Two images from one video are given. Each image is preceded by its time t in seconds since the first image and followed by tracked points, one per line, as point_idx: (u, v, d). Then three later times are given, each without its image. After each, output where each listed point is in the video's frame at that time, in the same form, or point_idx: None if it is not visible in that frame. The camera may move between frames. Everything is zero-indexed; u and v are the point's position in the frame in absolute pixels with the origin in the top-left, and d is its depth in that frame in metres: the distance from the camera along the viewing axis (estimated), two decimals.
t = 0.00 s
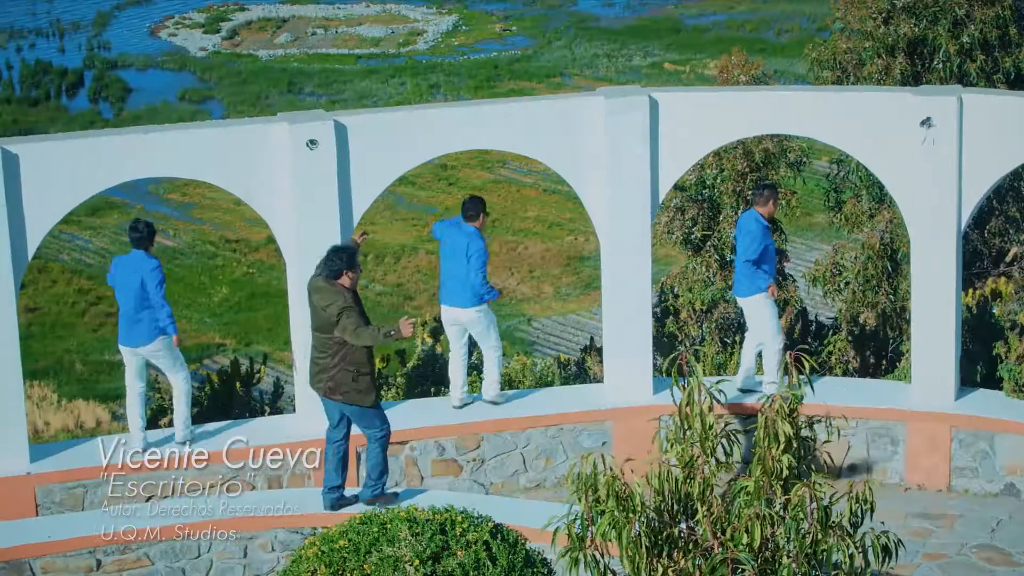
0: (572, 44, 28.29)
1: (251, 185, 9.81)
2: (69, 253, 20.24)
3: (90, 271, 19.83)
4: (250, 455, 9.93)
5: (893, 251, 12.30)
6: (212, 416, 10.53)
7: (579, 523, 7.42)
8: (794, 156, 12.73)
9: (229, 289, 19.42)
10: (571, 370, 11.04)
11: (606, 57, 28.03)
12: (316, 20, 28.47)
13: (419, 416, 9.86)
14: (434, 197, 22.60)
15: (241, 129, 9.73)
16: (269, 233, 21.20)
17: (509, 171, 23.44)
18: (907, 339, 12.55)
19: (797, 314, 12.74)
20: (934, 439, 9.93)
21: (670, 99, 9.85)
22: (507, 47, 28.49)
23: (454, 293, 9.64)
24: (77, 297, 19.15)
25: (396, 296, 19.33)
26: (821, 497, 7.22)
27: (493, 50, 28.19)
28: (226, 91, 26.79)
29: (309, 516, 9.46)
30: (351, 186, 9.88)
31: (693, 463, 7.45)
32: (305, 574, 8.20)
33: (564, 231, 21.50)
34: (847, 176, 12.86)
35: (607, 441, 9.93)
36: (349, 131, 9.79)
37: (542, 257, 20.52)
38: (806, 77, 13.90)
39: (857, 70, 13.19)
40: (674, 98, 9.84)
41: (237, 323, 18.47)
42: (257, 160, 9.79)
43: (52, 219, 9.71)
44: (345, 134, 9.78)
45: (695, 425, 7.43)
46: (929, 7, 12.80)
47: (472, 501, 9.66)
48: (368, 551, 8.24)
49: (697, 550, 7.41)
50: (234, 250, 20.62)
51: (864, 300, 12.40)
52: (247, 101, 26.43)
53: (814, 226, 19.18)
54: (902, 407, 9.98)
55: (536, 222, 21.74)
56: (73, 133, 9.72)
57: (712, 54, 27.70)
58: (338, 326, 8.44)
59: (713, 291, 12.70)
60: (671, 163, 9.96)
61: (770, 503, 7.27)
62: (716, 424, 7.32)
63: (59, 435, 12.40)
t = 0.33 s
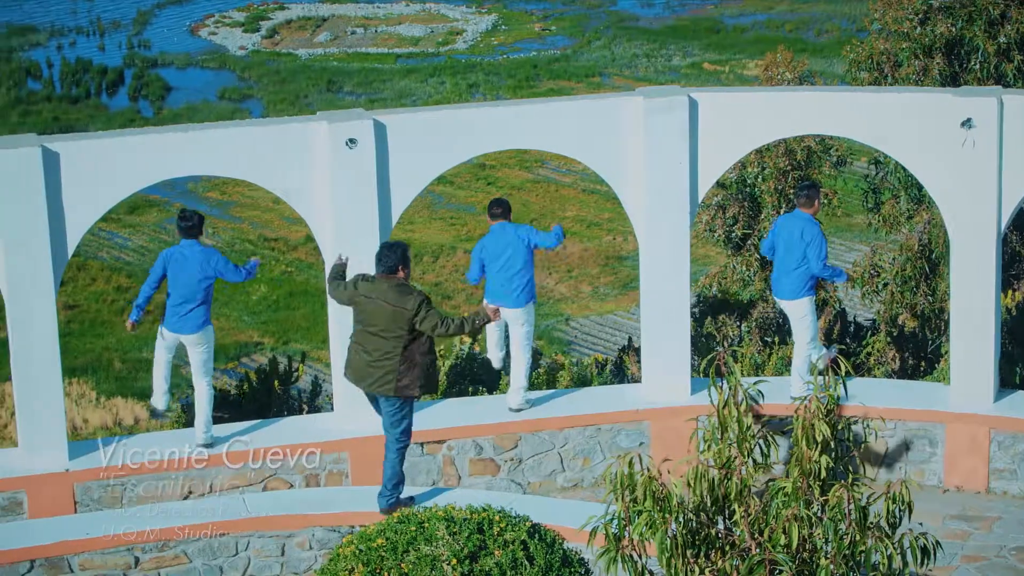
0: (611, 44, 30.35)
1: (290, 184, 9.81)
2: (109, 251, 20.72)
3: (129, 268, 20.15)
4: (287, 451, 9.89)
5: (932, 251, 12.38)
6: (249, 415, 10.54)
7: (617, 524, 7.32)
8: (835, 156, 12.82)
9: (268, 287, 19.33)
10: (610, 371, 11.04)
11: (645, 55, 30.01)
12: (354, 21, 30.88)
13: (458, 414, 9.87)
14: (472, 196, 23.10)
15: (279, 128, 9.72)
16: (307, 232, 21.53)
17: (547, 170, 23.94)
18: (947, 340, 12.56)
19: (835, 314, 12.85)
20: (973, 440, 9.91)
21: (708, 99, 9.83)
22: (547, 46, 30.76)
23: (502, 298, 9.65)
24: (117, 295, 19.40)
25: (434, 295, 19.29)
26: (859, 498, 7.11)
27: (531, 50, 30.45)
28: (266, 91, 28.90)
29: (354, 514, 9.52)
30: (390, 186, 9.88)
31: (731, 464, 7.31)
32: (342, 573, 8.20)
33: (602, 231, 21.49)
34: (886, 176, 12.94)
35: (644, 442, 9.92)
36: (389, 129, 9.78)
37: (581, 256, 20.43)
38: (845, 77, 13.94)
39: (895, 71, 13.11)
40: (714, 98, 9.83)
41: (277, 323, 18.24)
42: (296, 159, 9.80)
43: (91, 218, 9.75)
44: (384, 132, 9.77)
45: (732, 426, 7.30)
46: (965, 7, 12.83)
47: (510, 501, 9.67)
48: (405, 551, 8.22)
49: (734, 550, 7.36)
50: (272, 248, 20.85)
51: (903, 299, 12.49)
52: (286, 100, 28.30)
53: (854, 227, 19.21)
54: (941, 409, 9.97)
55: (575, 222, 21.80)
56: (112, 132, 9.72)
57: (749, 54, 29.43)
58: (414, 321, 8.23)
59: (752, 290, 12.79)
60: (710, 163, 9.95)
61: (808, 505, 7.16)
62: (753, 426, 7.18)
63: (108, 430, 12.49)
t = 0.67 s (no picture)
0: (647, 45, 30.76)
1: (327, 183, 9.83)
2: (146, 249, 20.89)
3: (165, 267, 20.28)
4: (326, 450, 9.89)
5: (968, 253, 12.49)
6: (286, 413, 10.57)
7: (653, 524, 7.23)
8: (876, 156, 12.92)
9: (304, 286, 19.43)
10: (646, 370, 11.03)
11: (682, 56, 30.36)
12: (392, 19, 31.77)
13: (495, 413, 9.87)
14: (509, 196, 23.18)
15: (317, 127, 9.73)
16: (344, 231, 21.54)
17: (584, 170, 24.03)
18: (985, 341, 12.73)
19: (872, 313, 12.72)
20: (1010, 443, 9.89)
21: (746, 100, 9.82)
22: (584, 46, 31.32)
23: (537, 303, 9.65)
24: (154, 293, 19.48)
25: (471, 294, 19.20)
26: (895, 501, 7.06)
27: (568, 50, 30.91)
28: (302, 90, 29.26)
29: (389, 513, 9.52)
30: (427, 186, 9.88)
31: (766, 466, 7.19)
32: (378, 571, 8.20)
33: (638, 231, 21.51)
34: (924, 177, 13.10)
35: (680, 442, 9.93)
36: (426, 128, 9.78)
37: (617, 256, 20.42)
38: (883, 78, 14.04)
39: (932, 72, 13.24)
40: (752, 98, 9.82)
41: (312, 322, 18.25)
42: (333, 158, 9.81)
43: (126, 218, 9.76)
44: (422, 132, 9.78)
45: (769, 428, 7.17)
46: (1000, 8, 12.93)
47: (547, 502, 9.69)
48: (440, 550, 8.20)
49: (770, 552, 7.22)
50: (308, 246, 20.90)
51: (940, 301, 12.59)
52: (324, 99, 28.58)
53: (891, 228, 19.25)
54: (978, 412, 9.94)
55: (611, 221, 21.84)
56: (149, 130, 9.74)
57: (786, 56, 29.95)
58: (458, 319, 8.22)
59: (790, 292, 12.82)
60: (747, 165, 9.94)
61: (844, 507, 7.06)
62: (789, 428, 7.05)
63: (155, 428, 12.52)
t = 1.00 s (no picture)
0: (684, 46, 31.32)
1: (363, 181, 9.84)
2: (183, 247, 20.95)
3: (201, 265, 20.33)
4: (362, 449, 9.88)
5: (1005, 254, 12.47)
6: (323, 413, 10.58)
7: (689, 525, 7.22)
8: (914, 156, 12.88)
9: (340, 285, 19.46)
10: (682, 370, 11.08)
11: (718, 56, 30.87)
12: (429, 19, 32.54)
13: (530, 413, 9.87)
14: (545, 196, 22.91)
15: (353, 126, 9.72)
16: (380, 230, 21.62)
17: (621, 171, 24.16)
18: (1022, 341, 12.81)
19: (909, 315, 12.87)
20: None
21: (785, 100, 9.80)
22: (622, 46, 31.71)
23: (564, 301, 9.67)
24: (190, 291, 19.52)
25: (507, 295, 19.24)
26: (931, 503, 6.99)
27: (606, 49, 31.34)
28: (338, 89, 29.39)
29: (426, 512, 9.55)
30: (463, 185, 9.88)
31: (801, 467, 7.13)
32: (413, 570, 8.20)
33: (674, 231, 21.55)
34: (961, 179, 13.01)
35: (716, 443, 9.93)
36: (462, 127, 9.78)
37: (654, 256, 20.45)
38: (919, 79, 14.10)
39: (969, 73, 13.30)
40: (790, 99, 9.81)
41: (348, 320, 18.25)
42: (370, 156, 9.81)
43: (161, 216, 9.79)
44: (459, 132, 9.77)
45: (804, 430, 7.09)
46: None
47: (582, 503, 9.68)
48: (476, 549, 8.18)
49: (806, 553, 7.15)
50: (344, 245, 20.95)
51: (976, 302, 12.61)
52: (361, 99, 28.59)
53: (927, 229, 19.32)
54: (1014, 414, 9.92)
55: (646, 221, 21.89)
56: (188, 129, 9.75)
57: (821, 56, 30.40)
58: (497, 311, 8.23)
59: (826, 293, 12.86)
60: (784, 165, 9.92)
61: (879, 508, 7.01)
62: (824, 429, 7.00)
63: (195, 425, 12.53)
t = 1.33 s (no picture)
0: (720, 46, 31.66)
1: (399, 180, 9.85)
2: (219, 246, 21.07)
3: (237, 264, 20.42)
4: (397, 449, 9.89)
5: None
6: (359, 409, 10.60)
7: (722, 526, 7.12)
8: (952, 158, 12.87)
9: (376, 284, 19.50)
10: (717, 371, 11.01)
11: (756, 58, 31.12)
12: (465, 17, 33.23)
13: (565, 413, 9.86)
14: (581, 195, 23.17)
15: (389, 125, 9.73)
16: (416, 229, 21.70)
17: (656, 171, 24.04)
18: None
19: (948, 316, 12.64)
20: None
21: (821, 100, 9.80)
22: (658, 47, 31.95)
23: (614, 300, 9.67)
24: (226, 290, 19.59)
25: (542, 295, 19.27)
26: (967, 505, 6.99)
27: (642, 48, 31.81)
28: (377, 89, 29.81)
29: (460, 512, 9.52)
30: (499, 185, 9.89)
31: (838, 469, 7.09)
32: (447, 570, 8.06)
33: (709, 232, 21.58)
34: (1000, 182, 13.17)
35: (751, 445, 9.90)
36: (498, 127, 9.79)
37: (689, 257, 20.47)
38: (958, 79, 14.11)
39: (1008, 75, 13.27)
40: (826, 99, 9.81)
41: (382, 319, 18.27)
42: (406, 155, 9.82)
43: (198, 217, 9.81)
44: (495, 131, 9.78)
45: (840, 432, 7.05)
46: None
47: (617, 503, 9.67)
48: (511, 548, 8.06)
49: (841, 555, 7.12)
50: (380, 245, 21.02)
51: (1013, 303, 12.68)
52: (397, 98, 29.16)
53: (964, 231, 19.33)
54: None
55: (682, 222, 21.93)
56: (224, 128, 9.77)
57: (859, 58, 30.70)
58: (556, 322, 8.30)
59: (863, 294, 12.87)
60: (820, 165, 9.92)
61: (915, 510, 6.97)
62: (861, 428, 6.95)
63: (236, 422, 12.57)
